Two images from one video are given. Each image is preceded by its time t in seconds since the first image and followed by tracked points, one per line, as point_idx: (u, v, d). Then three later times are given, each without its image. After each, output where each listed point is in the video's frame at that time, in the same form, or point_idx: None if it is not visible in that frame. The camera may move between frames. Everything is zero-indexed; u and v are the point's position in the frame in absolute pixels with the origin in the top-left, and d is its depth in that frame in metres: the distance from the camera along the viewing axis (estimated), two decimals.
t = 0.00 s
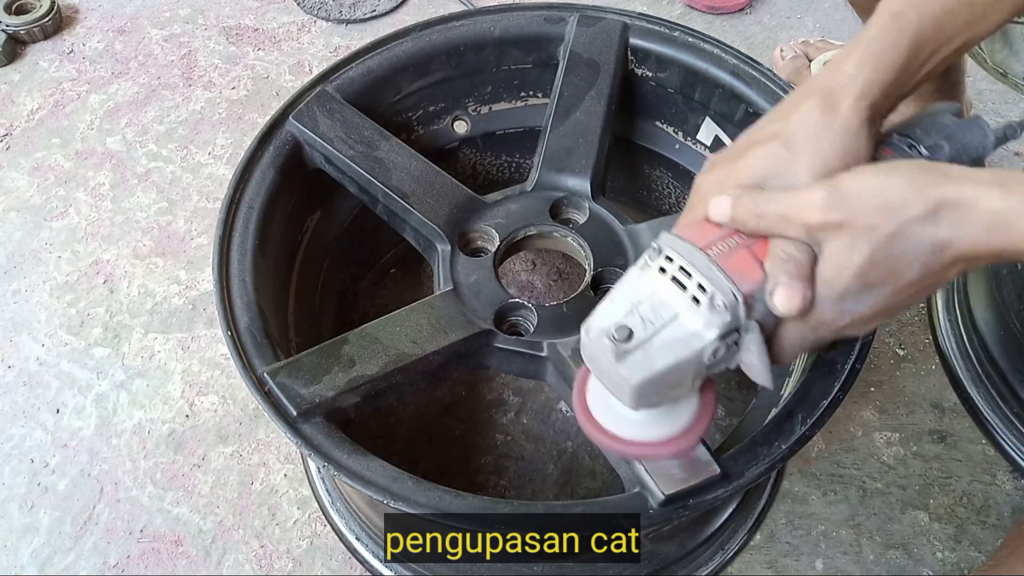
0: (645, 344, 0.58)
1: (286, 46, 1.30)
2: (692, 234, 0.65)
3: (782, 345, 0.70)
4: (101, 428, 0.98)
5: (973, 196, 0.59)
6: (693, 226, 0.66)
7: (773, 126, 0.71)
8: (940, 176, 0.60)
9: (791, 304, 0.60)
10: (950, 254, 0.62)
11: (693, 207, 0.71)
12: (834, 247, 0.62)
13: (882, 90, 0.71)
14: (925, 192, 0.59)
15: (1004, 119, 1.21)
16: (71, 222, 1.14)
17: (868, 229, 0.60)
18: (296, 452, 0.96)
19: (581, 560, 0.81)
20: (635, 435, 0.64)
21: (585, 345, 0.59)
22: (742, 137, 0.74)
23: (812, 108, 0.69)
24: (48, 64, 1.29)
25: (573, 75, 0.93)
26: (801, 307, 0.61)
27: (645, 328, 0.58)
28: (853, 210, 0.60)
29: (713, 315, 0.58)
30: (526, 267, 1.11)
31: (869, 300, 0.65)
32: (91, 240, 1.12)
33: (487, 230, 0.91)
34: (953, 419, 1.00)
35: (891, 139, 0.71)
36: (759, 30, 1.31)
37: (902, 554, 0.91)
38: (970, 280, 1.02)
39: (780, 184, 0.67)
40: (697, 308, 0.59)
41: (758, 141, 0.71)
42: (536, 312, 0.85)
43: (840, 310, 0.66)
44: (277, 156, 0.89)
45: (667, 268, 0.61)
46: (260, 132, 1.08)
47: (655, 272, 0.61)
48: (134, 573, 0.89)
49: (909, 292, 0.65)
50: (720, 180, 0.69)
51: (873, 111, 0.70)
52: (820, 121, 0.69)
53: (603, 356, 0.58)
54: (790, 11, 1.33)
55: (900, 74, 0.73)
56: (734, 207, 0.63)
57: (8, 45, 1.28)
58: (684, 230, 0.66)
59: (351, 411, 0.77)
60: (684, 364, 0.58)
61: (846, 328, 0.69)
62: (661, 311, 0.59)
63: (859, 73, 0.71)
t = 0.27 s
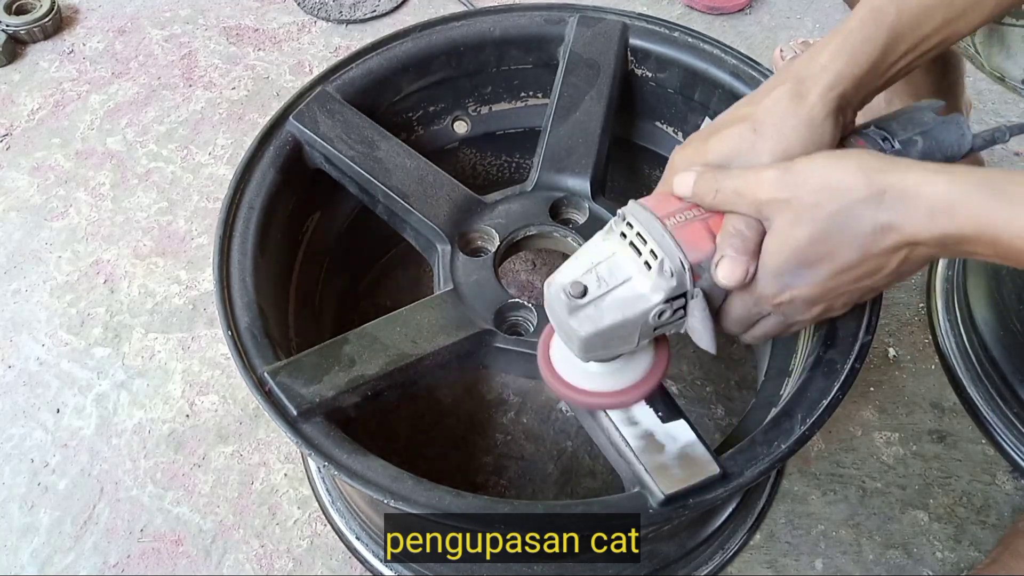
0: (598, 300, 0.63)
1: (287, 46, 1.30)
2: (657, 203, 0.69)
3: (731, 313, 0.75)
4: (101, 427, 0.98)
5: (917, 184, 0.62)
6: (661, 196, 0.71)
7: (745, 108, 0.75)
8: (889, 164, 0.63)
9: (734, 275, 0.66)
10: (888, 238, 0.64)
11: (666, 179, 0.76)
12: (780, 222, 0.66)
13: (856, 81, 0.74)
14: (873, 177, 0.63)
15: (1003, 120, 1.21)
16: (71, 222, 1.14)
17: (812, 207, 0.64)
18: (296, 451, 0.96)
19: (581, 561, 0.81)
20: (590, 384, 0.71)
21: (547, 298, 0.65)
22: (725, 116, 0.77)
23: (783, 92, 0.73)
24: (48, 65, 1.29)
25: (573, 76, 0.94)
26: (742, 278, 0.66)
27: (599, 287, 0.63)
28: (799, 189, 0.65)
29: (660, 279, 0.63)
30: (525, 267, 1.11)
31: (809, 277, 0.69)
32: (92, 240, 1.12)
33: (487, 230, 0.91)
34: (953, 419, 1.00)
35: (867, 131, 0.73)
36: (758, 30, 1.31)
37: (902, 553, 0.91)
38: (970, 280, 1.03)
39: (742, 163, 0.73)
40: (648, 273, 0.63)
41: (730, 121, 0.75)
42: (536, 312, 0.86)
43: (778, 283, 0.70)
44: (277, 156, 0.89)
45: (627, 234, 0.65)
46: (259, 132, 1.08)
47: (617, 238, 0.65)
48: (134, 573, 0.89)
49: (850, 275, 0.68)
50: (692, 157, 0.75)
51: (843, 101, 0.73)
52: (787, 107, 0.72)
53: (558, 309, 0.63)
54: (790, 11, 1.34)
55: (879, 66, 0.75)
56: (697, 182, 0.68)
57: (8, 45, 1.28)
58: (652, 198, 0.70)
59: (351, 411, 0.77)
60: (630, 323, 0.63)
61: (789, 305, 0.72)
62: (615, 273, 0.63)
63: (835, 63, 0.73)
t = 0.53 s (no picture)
0: (655, 315, 0.61)
1: (287, 46, 1.30)
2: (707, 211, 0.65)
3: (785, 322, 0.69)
4: (101, 428, 0.98)
5: (984, 178, 0.61)
6: (707, 204, 0.66)
7: (790, 107, 0.71)
8: (953, 159, 0.62)
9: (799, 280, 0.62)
10: (953, 236, 0.63)
11: (707, 188, 0.71)
12: (841, 224, 0.62)
13: (900, 76, 0.72)
14: (938, 173, 0.61)
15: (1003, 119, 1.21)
16: (71, 222, 1.14)
17: (879, 206, 0.61)
18: (296, 451, 0.96)
19: (581, 560, 0.81)
20: (644, 400, 0.72)
21: (600, 314, 0.65)
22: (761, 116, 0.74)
23: (830, 89, 0.70)
24: (48, 64, 1.29)
25: (573, 76, 0.93)
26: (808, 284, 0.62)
27: (655, 300, 0.61)
28: (865, 187, 0.61)
29: (722, 289, 0.59)
30: (525, 267, 1.11)
31: (873, 280, 0.65)
32: (91, 240, 1.12)
33: (486, 229, 0.91)
34: (953, 419, 1.00)
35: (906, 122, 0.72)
36: (759, 30, 1.31)
37: (902, 553, 0.91)
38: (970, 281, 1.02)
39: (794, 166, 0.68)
40: (707, 283, 0.59)
41: (772, 121, 0.71)
42: (536, 312, 0.85)
43: (842, 288, 0.65)
44: (277, 156, 0.89)
45: (679, 243, 0.61)
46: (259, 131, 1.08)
47: (666, 247, 0.62)
48: (134, 573, 0.89)
49: (911, 277, 0.66)
50: (734, 160, 0.70)
51: (891, 95, 0.71)
52: (837, 103, 0.69)
53: (615, 324, 0.63)
54: (790, 11, 1.33)
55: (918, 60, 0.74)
56: (747, 187, 0.63)
57: (8, 44, 1.28)
58: (702, 208, 0.66)
59: (351, 411, 0.77)
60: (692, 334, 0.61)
61: (845, 310, 0.68)
62: (670, 283, 0.60)
63: (881, 57, 0.72)
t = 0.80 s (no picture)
0: (652, 345, 0.60)
1: (287, 46, 1.30)
2: (705, 234, 0.67)
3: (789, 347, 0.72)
4: (101, 428, 0.98)
5: (996, 206, 0.62)
6: (706, 226, 0.68)
7: (793, 128, 0.73)
8: (964, 184, 0.63)
9: (801, 311, 0.62)
10: (967, 261, 0.64)
11: (706, 207, 0.74)
12: (848, 253, 0.65)
13: (907, 95, 0.73)
14: (948, 200, 0.63)
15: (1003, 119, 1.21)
16: (71, 222, 1.14)
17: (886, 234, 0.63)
18: (296, 451, 0.96)
19: (581, 560, 0.81)
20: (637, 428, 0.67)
21: (591, 343, 0.61)
22: (763, 133, 0.76)
23: (833, 111, 0.72)
24: (48, 64, 1.29)
25: (573, 75, 0.93)
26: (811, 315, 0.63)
27: (652, 329, 0.60)
28: (872, 216, 0.64)
29: (720, 319, 0.60)
30: (525, 267, 1.11)
31: (881, 305, 0.67)
32: (91, 240, 1.12)
33: (487, 229, 0.91)
34: (953, 418, 1.00)
35: (913, 143, 0.75)
36: (759, 30, 1.31)
37: (902, 553, 0.91)
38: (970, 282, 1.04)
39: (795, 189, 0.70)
40: (705, 312, 0.60)
41: (776, 141, 0.73)
42: (535, 311, 0.85)
43: (849, 315, 0.68)
44: (277, 156, 0.89)
45: (677, 269, 0.62)
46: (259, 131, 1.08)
47: (663, 273, 0.63)
48: (134, 573, 0.89)
49: (921, 301, 0.67)
50: (736, 182, 0.72)
51: (897, 116, 0.73)
52: (841, 125, 0.71)
53: (609, 355, 0.60)
54: (790, 11, 1.33)
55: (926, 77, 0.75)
56: (749, 211, 0.65)
57: (8, 44, 1.28)
58: (698, 230, 0.68)
59: (351, 411, 0.77)
60: (690, 366, 0.60)
61: (854, 337, 0.70)
62: (669, 312, 0.60)
63: (885, 77, 0.73)
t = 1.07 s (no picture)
0: (620, 288, 0.65)
1: (287, 46, 1.30)
2: (678, 189, 0.69)
3: (749, 300, 0.74)
4: (101, 427, 0.98)
5: (944, 177, 0.62)
6: (683, 182, 0.71)
7: (769, 94, 0.74)
8: (919, 156, 0.63)
9: (759, 262, 0.65)
10: (910, 230, 0.64)
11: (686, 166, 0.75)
12: (802, 214, 0.66)
13: (880, 67, 0.73)
14: (897, 168, 0.63)
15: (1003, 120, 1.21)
16: (71, 222, 1.14)
17: (836, 198, 0.64)
18: (296, 451, 0.96)
19: (581, 560, 0.81)
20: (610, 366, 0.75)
21: (571, 283, 0.67)
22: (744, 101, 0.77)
23: (807, 81, 0.72)
24: (48, 64, 1.29)
25: (573, 75, 0.93)
26: (768, 267, 0.66)
27: (622, 274, 0.65)
28: (825, 180, 0.64)
29: (683, 268, 0.64)
30: (525, 267, 1.11)
31: (830, 267, 0.68)
32: (91, 240, 1.12)
33: (487, 229, 0.91)
34: (953, 418, 1.00)
35: (889, 115, 0.74)
36: (759, 30, 1.31)
37: (902, 553, 0.91)
38: (971, 280, 1.02)
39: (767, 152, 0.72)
40: (671, 260, 0.64)
41: (750, 108, 0.75)
42: (535, 311, 0.86)
43: (799, 274, 0.69)
44: (277, 156, 0.89)
45: (651, 221, 0.66)
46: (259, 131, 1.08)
47: (639, 224, 0.67)
48: (134, 573, 0.89)
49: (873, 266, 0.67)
50: (714, 144, 0.74)
51: (869, 86, 0.73)
52: (815, 94, 0.71)
53: (582, 294, 0.65)
54: (790, 11, 1.33)
55: (901, 49, 0.74)
56: (721, 170, 0.67)
57: (8, 44, 1.28)
58: (675, 186, 0.70)
59: (351, 411, 0.77)
60: (653, 309, 0.65)
61: (807, 294, 0.72)
62: (638, 260, 0.65)
63: (860, 48, 0.73)
